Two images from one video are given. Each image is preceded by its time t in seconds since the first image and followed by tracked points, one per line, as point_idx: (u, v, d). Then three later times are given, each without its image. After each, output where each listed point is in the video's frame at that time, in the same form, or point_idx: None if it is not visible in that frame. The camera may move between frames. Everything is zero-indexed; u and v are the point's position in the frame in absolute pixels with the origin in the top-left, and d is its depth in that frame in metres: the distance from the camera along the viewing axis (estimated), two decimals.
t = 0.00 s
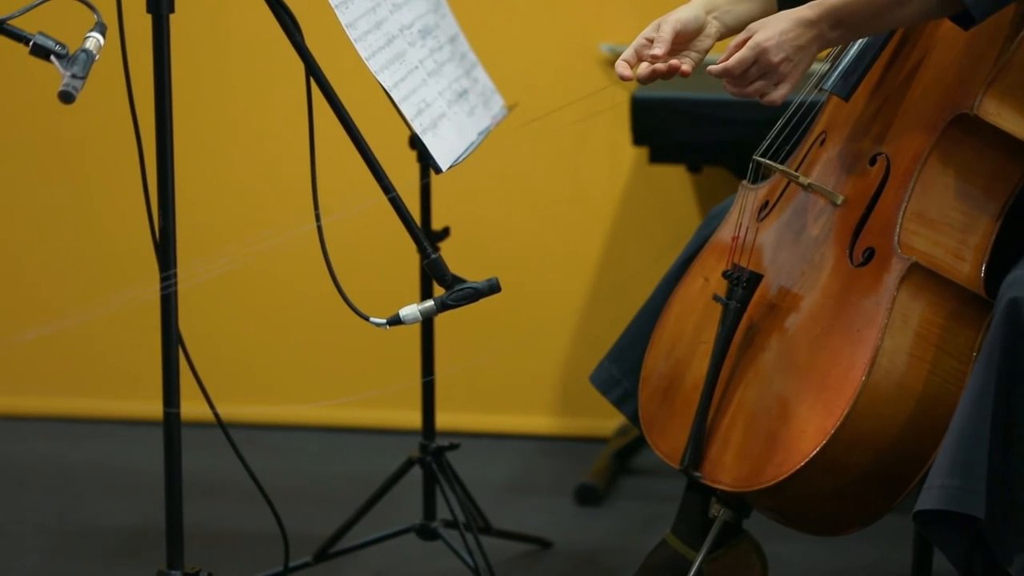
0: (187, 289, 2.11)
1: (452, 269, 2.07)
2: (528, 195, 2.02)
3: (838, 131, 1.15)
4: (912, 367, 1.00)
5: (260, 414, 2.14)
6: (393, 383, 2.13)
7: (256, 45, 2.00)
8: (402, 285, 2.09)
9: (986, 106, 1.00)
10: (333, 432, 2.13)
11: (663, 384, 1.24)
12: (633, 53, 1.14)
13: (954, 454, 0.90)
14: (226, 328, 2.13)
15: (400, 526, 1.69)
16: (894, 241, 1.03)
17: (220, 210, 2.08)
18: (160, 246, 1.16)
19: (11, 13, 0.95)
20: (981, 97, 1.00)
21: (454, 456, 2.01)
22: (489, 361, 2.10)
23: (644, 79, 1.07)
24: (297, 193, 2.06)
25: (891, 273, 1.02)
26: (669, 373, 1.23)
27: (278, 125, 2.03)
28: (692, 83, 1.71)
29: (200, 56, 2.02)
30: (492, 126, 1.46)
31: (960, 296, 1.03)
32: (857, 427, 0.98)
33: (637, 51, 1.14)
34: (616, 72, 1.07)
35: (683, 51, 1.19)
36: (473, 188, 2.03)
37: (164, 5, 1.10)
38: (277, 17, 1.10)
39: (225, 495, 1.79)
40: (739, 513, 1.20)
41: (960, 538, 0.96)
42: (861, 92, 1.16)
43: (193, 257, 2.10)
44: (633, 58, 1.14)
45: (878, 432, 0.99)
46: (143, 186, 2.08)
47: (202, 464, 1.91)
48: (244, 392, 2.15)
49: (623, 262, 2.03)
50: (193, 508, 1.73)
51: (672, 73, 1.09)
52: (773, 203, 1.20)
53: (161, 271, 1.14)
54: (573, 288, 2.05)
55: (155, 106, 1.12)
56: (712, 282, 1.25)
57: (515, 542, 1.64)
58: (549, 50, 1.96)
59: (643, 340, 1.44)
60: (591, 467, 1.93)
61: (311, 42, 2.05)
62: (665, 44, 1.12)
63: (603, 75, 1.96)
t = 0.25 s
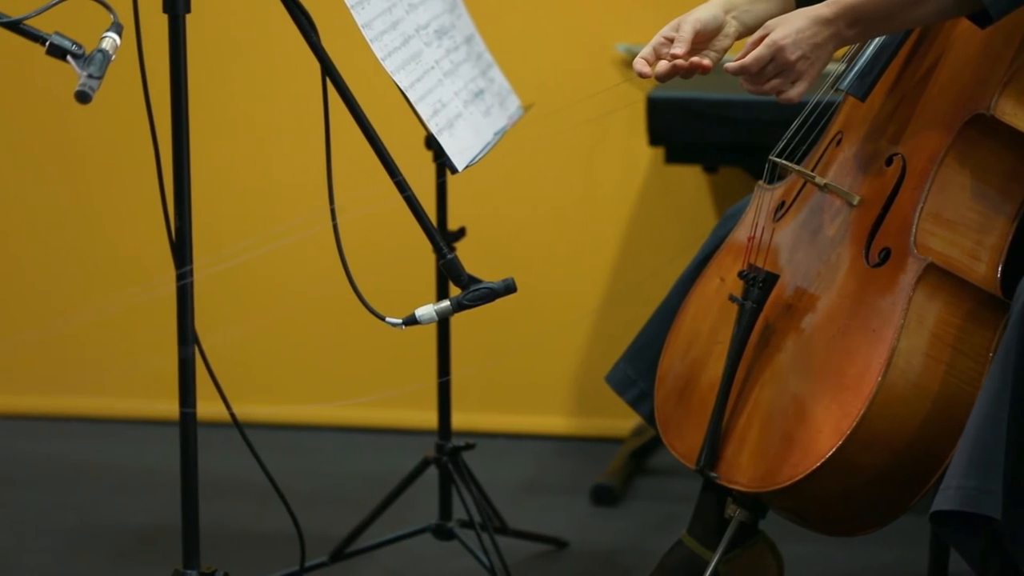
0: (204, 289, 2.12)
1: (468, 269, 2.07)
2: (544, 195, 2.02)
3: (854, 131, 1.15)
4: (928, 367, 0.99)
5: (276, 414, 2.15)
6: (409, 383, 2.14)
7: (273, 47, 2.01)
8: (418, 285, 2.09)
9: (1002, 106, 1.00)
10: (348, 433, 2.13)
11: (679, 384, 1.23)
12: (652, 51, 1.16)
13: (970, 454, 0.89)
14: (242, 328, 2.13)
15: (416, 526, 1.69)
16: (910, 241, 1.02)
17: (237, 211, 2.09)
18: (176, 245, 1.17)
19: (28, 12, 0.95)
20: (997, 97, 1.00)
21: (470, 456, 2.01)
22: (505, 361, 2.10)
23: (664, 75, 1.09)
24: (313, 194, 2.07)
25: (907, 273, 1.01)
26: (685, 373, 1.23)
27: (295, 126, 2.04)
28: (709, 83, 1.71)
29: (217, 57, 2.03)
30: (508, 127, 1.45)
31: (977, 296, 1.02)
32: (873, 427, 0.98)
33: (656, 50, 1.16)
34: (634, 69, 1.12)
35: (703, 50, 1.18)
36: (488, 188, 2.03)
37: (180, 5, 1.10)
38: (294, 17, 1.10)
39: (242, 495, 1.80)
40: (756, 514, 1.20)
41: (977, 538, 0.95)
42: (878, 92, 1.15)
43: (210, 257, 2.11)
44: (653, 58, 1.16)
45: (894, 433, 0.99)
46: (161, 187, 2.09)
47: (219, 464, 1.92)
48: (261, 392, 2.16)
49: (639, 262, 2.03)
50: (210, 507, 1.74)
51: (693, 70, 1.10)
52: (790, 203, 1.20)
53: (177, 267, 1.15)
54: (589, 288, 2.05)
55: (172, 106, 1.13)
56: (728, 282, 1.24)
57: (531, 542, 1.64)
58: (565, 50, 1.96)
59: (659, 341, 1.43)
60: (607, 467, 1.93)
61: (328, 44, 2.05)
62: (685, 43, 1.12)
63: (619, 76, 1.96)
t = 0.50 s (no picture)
0: (224, 289, 2.13)
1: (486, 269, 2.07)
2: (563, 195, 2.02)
3: (873, 131, 1.14)
4: (947, 367, 0.99)
5: (294, 413, 2.16)
6: (427, 383, 2.14)
7: (292, 49, 2.02)
8: (437, 285, 2.10)
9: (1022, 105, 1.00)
10: (366, 432, 2.14)
11: (697, 384, 1.23)
12: (672, 50, 1.16)
13: (989, 455, 0.88)
14: (262, 328, 2.14)
15: (434, 526, 1.69)
16: (929, 241, 1.01)
17: (255, 212, 2.10)
18: (195, 244, 1.17)
19: (47, 12, 0.95)
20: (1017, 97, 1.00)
21: (488, 456, 2.01)
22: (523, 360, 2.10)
23: (683, 74, 1.08)
24: (333, 194, 2.07)
25: (926, 273, 1.00)
26: (704, 373, 1.23)
27: (314, 127, 2.05)
28: (728, 82, 1.70)
29: (236, 60, 2.04)
30: (526, 126, 1.45)
31: (997, 295, 1.01)
32: (891, 428, 0.97)
33: (676, 48, 1.16)
34: (654, 67, 1.12)
35: (722, 49, 1.18)
36: (507, 188, 2.02)
37: (199, 5, 1.11)
38: (314, 17, 1.11)
39: (260, 494, 1.80)
40: (774, 514, 1.19)
41: (997, 537, 0.94)
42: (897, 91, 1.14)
43: (229, 256, 2.12)
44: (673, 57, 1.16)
45: (913, 434, 0.98)
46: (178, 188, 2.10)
47: (238, 464, 1.93)
48: (280, 392, 2.17)
49: (656, 262, 2.03)
50: (230, 507, 1.75)
51: (714, 70, 1.09)
52: (808, 203, 1.19)
53: (196, 265, 1.16)
54: (608, 287, 2.05)
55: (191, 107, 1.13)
56: (747, 282, 1.24)
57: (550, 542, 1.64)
58: (584, 51, 1.96)
59: (677, 341, 1.43)
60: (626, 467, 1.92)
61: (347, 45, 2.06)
62: (705, 42, 1.12)
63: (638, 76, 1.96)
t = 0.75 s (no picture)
0: (248, 289, 2.14)
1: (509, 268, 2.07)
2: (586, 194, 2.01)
3: (896, 130, 1.13)
4: (970, 367, 0.98)
5: (317, 413, 2.17)
6: (450, 382, 2.15)
7: (316, 51, 2.03)
8: (460, 285, 2.10)
9: None
10: (389, 432, 2.15)
11: (720, 385, 1.23)
12: (697, 48, 1.16)
13: (1012, 455, 0.87)
14: (287, 328, 2.16)
15: (458, 525, 1.70)
16: (952, 240, 1.00)
17: (279, 213, 2.11)
18: (219, 244, 1.18)
19: (72, 12, 0.96)
20: None
21: (511, 455, 2.01)
22: (546, 360, 2.10)
23: (707, 72, 1.07)
24: (357, 195, 2.09)
25: (949, 273, 0.99)
26: (726, 373, 1.22)
27: (339, 128, 2.06)
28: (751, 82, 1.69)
29: (260, 63, 2.05)
30: (550, 127, 1.43)
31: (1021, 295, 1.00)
32: (914, 428, 0.96)
33: (701, 46, 1.16)
34: (679, 65, 1.12)
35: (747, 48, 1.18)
36: (530, 187, 2.02)
37: (223, 5, 1.12)
38: (337, 17, 1.11)
39: (284, 494, 1.82)
40: (797, 514, 1.19)
41: None
42: (920, 91, 1.13)
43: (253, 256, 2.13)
44: (698, 55, 1.15)
45: (936, 434, 0.97)
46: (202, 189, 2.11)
47: (263, 463, 1.94)
48: (303, 392, 2.18)
49: (679, 262, 2.03)
50: (254, 506, 1.76)
51: (740, 69, 1.09)
52: (831, 203, 1.18)
53: (219, 265, 1.16)
54: (631, 287, 2.05)
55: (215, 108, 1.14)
56: (770, 282, 1.23)
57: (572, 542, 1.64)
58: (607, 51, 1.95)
59: (700, 340, 1.43)
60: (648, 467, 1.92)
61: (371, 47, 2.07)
62: (730, 41, 1.11)
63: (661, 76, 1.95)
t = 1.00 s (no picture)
0: (267, 288, 2.15)
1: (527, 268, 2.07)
2: (603, 193, 2.01)
3: (915, 129, 1.12)
4: (988, 366, 0.97)
5: (334, 412, 2.17)
6: (468, 382, 2.15)
7: (335, 52, 2.04)
8: (477, 285, 2.11)
9: None
10: (406, 431, 2.15)
11: (737, 385, 1.22)
12: (717, 49, 1.15)
13: None
14: (305, 327, 2.16)
15: (476, 524, 1.70)
16: (970, 238, 0.99)
17: (297, 213, 2.12)
18: (237, 244, 1.18)
19: (90, 11, 0.97)
20: None
21: (528, 455, 2.01)
22: (563, 360, 2.09)
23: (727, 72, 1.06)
24: (375, 195, 2.09)
25: (967, 272, 0.98)
26: (744, 373, 1.22)
27: (357, 128, 2.07)
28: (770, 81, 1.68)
29: (278, 64, 2.06)
30: (567, 126, 1.42)
31: None
32: (932, 428, 0.96)
33: (721, 48, 1.15)
34: (699, 66, 1.11)
35: (766, 51, 1.17)
36: (547, 187, 2.02)
37: (241, 4, 1.12)
38: (355, 16, 1.11)
39: (301, 493, 1.82)
40: (814, 513, 1.17)
41: None
42: (939, 89, 1.12)
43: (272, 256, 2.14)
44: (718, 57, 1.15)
45: (953, 433, 0.97)
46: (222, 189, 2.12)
47: (281, 462, 1.95)
48: (321, 392, 2.19)
49: (697, 261, 2.02)
50: (272, 505, 1.77)
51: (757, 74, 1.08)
52: (849, 202, 1.17)
53: (236, 264, 1.16)
54: (649, 286, 2.04)
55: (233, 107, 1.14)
56: (788, 282, 1.23)
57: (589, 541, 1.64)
58: (625, 50, 1.95)
59: (717, 340, 1.42)
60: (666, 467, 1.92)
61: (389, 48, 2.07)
62: (751, 41, 1.11)
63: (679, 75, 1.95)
